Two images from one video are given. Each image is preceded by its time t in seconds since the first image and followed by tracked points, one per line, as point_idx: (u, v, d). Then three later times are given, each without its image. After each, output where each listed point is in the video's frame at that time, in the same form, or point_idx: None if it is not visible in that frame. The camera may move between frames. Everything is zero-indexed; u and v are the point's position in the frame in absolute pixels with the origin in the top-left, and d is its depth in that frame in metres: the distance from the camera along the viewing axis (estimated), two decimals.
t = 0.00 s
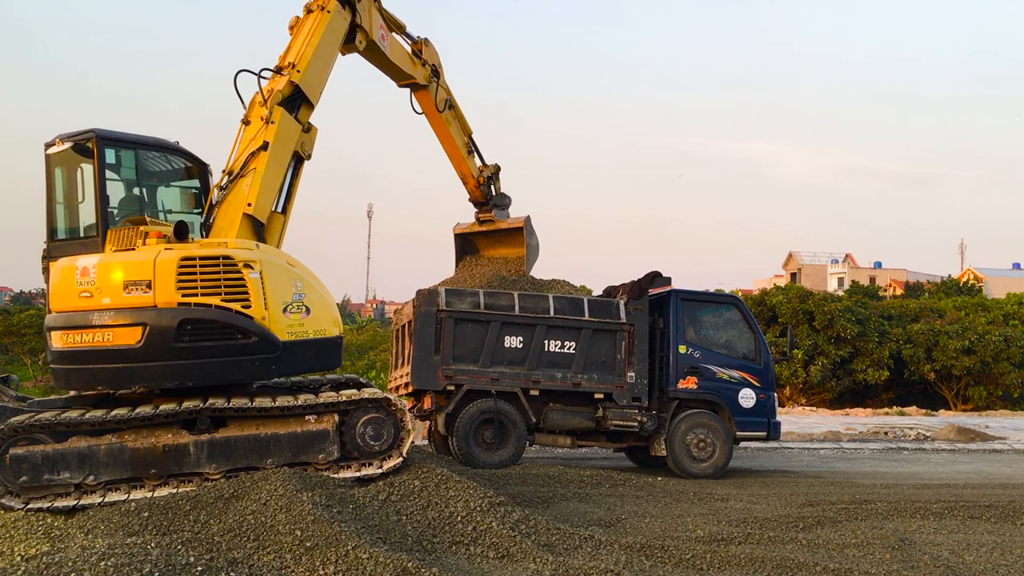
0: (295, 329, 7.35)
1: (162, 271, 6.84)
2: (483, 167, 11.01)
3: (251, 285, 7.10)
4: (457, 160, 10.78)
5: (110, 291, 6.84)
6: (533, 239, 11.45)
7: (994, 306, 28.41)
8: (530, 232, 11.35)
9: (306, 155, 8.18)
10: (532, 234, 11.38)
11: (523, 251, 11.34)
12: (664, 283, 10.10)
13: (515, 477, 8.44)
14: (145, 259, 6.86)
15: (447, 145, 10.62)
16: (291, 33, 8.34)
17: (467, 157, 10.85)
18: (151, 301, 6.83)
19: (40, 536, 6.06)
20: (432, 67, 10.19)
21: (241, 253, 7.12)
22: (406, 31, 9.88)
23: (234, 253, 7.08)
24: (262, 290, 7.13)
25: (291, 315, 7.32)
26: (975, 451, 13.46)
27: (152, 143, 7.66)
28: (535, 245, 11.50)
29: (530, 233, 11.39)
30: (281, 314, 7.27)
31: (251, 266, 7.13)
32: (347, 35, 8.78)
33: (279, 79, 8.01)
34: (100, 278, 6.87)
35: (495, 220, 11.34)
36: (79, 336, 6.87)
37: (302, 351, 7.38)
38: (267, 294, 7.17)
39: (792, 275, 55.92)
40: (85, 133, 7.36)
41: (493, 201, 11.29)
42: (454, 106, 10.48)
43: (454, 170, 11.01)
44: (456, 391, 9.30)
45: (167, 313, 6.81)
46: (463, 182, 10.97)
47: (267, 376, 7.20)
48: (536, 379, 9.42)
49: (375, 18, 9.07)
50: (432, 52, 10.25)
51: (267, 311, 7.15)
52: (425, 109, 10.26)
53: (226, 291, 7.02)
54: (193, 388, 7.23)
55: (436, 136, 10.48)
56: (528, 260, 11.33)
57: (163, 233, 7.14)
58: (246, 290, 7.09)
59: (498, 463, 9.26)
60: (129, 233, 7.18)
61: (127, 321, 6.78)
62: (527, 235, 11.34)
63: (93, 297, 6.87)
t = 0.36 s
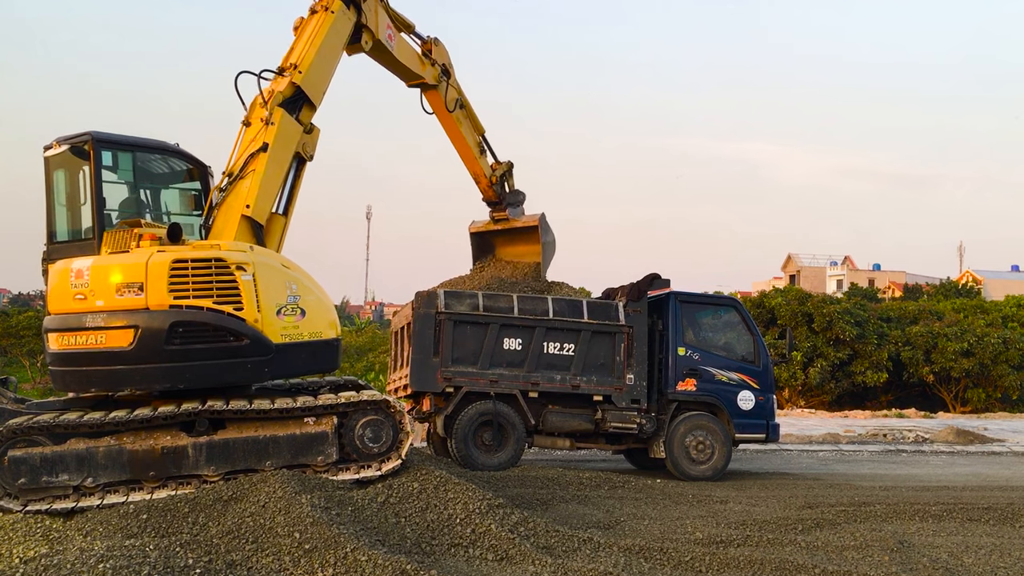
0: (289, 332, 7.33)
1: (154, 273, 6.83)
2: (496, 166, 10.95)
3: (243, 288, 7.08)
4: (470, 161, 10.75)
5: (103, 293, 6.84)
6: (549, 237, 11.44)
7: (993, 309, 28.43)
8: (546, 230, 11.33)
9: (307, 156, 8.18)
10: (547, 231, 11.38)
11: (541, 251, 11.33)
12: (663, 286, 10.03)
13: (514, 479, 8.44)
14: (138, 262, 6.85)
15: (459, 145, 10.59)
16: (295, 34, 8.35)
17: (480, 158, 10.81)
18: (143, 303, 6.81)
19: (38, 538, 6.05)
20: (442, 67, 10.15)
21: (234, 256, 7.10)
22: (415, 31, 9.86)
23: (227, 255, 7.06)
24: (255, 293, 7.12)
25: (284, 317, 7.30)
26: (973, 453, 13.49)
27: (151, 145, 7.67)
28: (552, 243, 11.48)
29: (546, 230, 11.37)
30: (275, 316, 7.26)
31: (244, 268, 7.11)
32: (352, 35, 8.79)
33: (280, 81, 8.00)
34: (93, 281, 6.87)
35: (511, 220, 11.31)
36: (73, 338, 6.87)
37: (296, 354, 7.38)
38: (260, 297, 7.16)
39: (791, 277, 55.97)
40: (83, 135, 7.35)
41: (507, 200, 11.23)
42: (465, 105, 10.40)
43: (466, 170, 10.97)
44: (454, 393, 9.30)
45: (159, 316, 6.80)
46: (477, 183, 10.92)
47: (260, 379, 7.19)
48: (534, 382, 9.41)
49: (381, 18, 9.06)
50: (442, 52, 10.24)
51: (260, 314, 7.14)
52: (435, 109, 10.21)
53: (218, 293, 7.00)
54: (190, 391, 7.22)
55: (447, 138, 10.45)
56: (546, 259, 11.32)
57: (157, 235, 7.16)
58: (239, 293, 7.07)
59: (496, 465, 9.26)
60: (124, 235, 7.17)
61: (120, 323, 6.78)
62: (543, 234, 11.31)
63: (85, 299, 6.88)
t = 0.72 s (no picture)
0: (277, 336, 7.28)
1: (138, 277, 6.83)
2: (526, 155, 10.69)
3: (228, 292, 7.05)
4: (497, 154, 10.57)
5: (91, 298, 6.88)
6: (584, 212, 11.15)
7: (989, 313, 28.47)
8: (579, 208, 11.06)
9: (308, 158, 8.18)
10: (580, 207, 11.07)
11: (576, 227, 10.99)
12: (661, 290, 10.20)
13: (511, 482, 8.44)
14: (122, 266, 6.86)
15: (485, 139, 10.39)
16: (300, 34, 8.33)
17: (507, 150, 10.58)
18: (127, 308, 6.82)
19: (35, 542, 6.04)
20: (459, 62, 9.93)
21: (220, 259, 7.07)
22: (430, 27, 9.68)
23: (212, 259, 7.03)
24: (242, 297, 7.08)
25: (272, 322, 7.25)
26: (970, 457, 13.50)
27: (146, 148, 7.67)
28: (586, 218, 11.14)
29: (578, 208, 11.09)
30: (262, 321, 7.21)
31: (229, 272, 7.07)
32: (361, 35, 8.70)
33: (282, 82, 7.98)
34: (82, 286, 6.94)
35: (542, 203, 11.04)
36: (63, 342, 6.94)
37: (285, 360, 7.33)
38: (247, 302, 7.12)
39: (788, 281, 56.04)
40: (76, 141, 7.39)
41: (535, 185, 11.00)
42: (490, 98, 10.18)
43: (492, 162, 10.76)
44: (452, 397, 9.32)
45: (143, 320, 6.80)
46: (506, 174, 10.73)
47: (245, 384, 7.15)
48: (532, 385, 9.42)
49: (391, 16, 8.94)
50: (458, 46, 10.07)
51: (247, 319, 7.10)
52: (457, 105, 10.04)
53: (202, 297, 6.97)
54: (187, 394, 7.22)
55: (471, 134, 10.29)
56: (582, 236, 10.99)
57: (146, 238, 7.13)
58: (224, 297, 7.04)
59: (494, 469, 9.24)
60: (115, 239, 7.17)
61: (105, 327, 6.80)
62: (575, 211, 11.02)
63: (74, 304, 6.94)
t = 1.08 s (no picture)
0: (260, 341, 7.24)
1: (117, 282, 6.85)
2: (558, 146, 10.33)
3: (208, 298, 7.02)
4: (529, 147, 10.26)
5: (75, 302, 6.93)
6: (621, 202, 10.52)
7: (987, 316, 28.49)
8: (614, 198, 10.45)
9: (310, 159, 8.10)
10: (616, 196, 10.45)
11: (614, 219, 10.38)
12: (659, 293, 10.12)
13: (509, 486, 8.44)
14: (104, 271, 6.89)
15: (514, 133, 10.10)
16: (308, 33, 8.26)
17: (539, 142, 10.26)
18: (109, 313, 6.85)
19: (32, 546, 6.03)
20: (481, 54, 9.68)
21: (200, 264, 7.03)
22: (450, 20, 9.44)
23: (193, 263, 7.00)
24: (222, 302, 7.04)
25: (255, 327, 7.20)
26: (968, 461, 13.52)
27: (143, 153, 7.68)
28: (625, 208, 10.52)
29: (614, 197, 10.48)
30: (244, 325, 7.16)
31: (209, 277, 7.04)
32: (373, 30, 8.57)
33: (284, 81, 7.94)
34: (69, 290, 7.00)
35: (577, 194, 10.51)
36: (53, 347, 7.00)
37: (269, 364, 7.29)
38: (228, 307, 7.08)
39: (785, 285, 56.09)
40: (70, 147, 7.44)
41: (569, 177, 10.53)
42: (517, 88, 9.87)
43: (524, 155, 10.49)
44: (450, 400, 9.31)
45: (123, 324, 6.81)
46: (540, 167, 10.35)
47: (227, 389, 7.11)
48: (530, 389, 9.42)
49: (405, 9, 8.78)
50: (481, 37, 9.80)
51: (228, 324, 7.07)
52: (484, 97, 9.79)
53: (181, 302, 6.96)
54: (185, 398, 7.21)
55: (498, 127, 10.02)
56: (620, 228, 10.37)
57: (131, 242, 7.11)
58: (203, 302, 7.01)
59: (492, 473, 9.23)
60: (103, 244, 7.20)
61: (87, 332, 6.83)
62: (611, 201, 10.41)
63: (61, 309, 7.00)
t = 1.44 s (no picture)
0: (230, 345, 7.14)
1: (86, 287, 6.85)
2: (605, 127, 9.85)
3: (174, 301, 6.96)
4: (576, 130, 9.84)
5: (51, 306, 6.99)
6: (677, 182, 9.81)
7: (983, 317, 28.56)
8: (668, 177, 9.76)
9: (306, 155, 8.00)
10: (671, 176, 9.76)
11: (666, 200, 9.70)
12: (655, 296, 10.03)
13: (506, 489, 8.43)
14: (75, 275, 6.92)
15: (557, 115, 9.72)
16: (310, 26, 8.13)
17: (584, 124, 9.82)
18: (80, 317, 6.86)
19: (27, 549, 6.01)
20: (512, 33, 9.34)
21: (168, 268, 6.96)
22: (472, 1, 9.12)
23: (159, 267, 6.94)
24: (189, 306, 6.96)
25: (224, 330, 7.10)
26: (964, 462, 13.55)
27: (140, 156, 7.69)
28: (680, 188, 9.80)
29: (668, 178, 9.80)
30: (213, 329, 7.07)
31: (176, 281, 6.96)
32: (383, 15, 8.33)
33: (276, 77, 7.84)
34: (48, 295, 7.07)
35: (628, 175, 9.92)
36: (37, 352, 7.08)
37: (239, 367, 7.19)
38: (196, 310, 7.00)
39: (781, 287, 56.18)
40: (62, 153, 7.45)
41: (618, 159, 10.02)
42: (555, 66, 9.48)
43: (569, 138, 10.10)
44: (446, 403, 9.31)
45: (92, 329, 6.80)
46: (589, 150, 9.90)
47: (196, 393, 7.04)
48: (526, 391, 9.42)
49: None
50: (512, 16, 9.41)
51: (195, 327, 6.99)
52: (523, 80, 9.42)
53: (148, 307, 6.90)
54: (181, 401, 7.20)
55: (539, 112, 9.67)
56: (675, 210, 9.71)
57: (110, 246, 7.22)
58: (169, 306, 6.94)
59: (488, 475, 9.23)
60: (88, 249, 7.32)
61: (60, 336, 6.86)
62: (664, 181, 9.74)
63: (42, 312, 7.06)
